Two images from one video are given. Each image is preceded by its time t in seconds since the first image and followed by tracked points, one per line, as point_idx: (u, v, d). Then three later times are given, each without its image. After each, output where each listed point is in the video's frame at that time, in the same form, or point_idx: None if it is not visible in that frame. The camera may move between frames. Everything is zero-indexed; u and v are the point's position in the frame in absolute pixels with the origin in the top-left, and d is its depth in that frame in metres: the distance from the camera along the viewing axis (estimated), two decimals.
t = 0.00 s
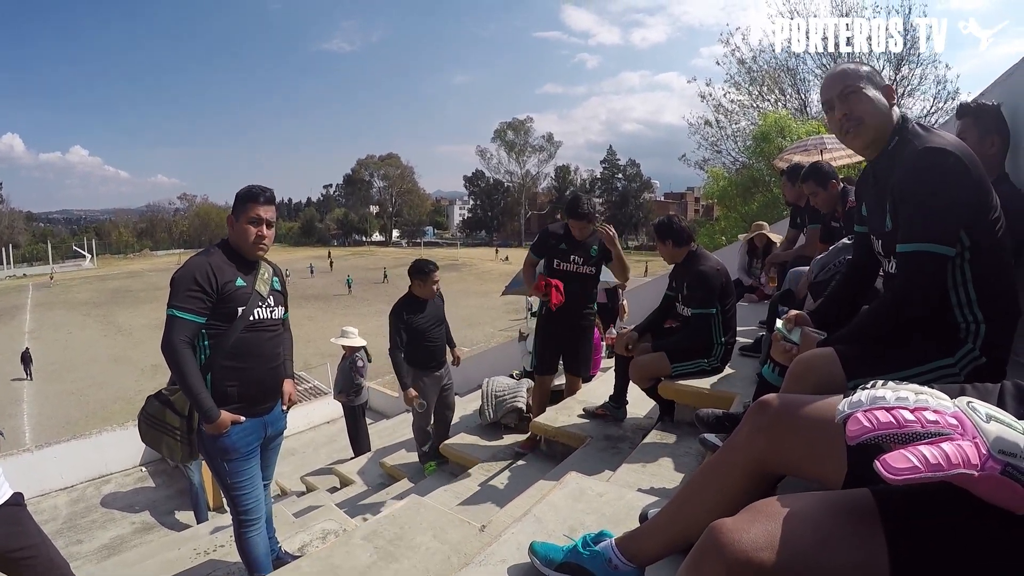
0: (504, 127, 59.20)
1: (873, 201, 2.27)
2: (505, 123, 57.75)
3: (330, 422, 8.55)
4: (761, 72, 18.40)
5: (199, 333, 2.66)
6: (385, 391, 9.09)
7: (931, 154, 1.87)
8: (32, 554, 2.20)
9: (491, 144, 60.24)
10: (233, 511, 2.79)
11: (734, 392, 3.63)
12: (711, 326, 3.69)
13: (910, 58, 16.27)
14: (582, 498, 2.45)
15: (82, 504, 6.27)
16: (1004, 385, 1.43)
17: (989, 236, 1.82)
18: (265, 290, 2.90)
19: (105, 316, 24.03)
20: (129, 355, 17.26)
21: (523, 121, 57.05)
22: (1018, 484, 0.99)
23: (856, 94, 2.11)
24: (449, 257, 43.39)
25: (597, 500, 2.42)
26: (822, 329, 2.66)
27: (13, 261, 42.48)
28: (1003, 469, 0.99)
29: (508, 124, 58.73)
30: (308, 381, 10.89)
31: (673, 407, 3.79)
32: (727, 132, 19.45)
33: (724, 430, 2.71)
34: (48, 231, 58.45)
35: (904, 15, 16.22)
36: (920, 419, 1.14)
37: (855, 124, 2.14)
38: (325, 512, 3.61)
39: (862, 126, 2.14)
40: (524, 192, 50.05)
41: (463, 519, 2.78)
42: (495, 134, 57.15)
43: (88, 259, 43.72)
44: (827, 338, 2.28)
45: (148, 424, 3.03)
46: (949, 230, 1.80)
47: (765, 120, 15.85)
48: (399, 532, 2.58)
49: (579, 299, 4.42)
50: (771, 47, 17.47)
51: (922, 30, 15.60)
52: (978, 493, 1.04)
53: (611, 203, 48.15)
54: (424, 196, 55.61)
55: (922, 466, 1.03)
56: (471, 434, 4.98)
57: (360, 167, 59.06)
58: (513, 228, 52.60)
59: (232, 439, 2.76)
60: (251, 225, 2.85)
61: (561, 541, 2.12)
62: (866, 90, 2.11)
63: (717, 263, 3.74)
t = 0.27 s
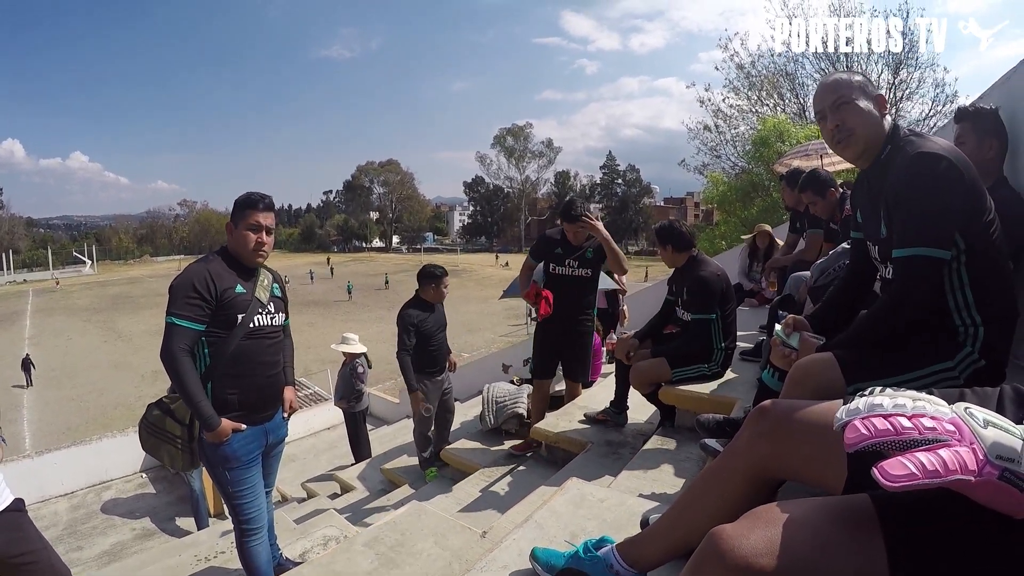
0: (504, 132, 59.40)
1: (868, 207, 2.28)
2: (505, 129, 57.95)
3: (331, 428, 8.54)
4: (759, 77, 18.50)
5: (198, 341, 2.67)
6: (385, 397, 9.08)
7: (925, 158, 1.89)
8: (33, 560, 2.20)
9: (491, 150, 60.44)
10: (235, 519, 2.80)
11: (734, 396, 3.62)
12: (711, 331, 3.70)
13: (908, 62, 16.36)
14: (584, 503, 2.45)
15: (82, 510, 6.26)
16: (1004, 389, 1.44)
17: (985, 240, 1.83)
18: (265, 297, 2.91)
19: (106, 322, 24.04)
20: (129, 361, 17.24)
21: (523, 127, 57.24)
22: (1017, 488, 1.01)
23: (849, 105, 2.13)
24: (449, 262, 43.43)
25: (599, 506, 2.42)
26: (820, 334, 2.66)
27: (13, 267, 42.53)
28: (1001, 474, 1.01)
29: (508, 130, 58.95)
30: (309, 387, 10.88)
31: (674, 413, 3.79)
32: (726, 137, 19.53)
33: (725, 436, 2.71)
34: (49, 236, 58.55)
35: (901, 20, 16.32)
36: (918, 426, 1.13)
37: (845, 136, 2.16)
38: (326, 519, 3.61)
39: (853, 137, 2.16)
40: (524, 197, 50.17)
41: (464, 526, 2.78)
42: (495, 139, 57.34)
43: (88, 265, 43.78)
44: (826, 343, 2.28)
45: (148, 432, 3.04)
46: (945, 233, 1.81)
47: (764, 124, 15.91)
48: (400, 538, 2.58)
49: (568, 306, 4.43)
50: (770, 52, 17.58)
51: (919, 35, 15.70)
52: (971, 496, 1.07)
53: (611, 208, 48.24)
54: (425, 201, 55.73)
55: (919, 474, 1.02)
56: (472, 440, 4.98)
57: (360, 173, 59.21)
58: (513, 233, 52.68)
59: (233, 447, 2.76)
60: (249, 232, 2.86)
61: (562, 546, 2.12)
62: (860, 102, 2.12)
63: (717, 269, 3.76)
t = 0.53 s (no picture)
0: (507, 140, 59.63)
1: (872, 213, 2.29)
2: (508, 136, 58.19)
3: (337, 438, 8.55)
4: (762, 81, 18.52)
5: (209, 355, 2.68)
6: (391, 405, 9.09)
7: (927, 163, 1.90)
8: (42, 568, 2.23)
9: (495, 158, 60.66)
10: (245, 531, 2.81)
11: (740, 403, 3.60)
12: (716, 337, 3.70)
13: (910, 63, 16.34)
14: (591, 512, 2.45)
15: (89, 519, 6.28)
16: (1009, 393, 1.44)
17: (989, 244, 1.83)
18: (272, 307, 2.94)
19: (112, 332, 24.17)
20: (136, 370, 17.32)
21: (526, 134, 57.46)
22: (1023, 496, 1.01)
23: (848, 114, 2.14)
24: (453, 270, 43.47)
25: (606, 514, 2.42)
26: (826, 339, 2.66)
27: (20, 278, 42.89)
28: (1005, 482, 1.01)
29: (511, 137, 59.18)
30: (314, 396, 10.89)
31: (681, 420, 3.78)
32: (729, 142, 19.53)
33: (732, 442, 2.71)
34: (57, 247, 59.06)
35: (903, 23, 16.33)
36: (923, 436, 1.14)
37: (843, 143, 2.18)
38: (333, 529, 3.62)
39: (851, 145, 2.17)
40: (528, 204, 50.26)
41: (472, 534, 2.78)
42: (498, 147, 57.57)
43: (94, 275, 44.08)
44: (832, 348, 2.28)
45: (156, 447, 3.00)
46: (949, 239, 1.81)
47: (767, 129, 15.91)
48: (408, 548, 2.59)
49: (565, 313, 4.43)
50: (771, 56, 17.61)
51: (921, 37, 15.69)
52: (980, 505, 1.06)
53: (614, 214, 48.23)
54: (429, 210, 55.92)
55: (924, 483, 1.03)
56: (478, 448, 4.97)
57: (365, 182, 59.51)
58: (517, 241, 52.72)
59: (248, 460, 2.78)
60: (254, 243, 2.90)
61: (570, 555, 2.12)
62: (859, 110, 2.13)
63: (723, 275, 3.75)
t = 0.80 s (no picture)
0: (511, 144, 59.77)
1: (879, 219, 2.29)
2: (511, 141, 58.34)
3: (338, 441, 8.55)
4: (765, 88, 18.56)
5: (215, 360, 2.69)
6: (393, 409, 9.09)
7: (936, 174, 1.90)
8: (43, 568, 2.23)
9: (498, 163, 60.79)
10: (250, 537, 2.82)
11: (743, 410, 3.61)
12: (718, 343, 3.69)
13: (914, 70, 16.36)
14: (593, 518, 2.45)
15: (89, 520, 6.28)
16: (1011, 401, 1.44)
17: (994, 255, 1.84)
18: (274, 310, 2.97)
19: (114, 333, 24.21)
20: (138, 372, 17.35)
21: (529, 139, 57.58)
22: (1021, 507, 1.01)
23: (859, 122, 2.14)
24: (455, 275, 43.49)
25: (607, 520, 2.42)
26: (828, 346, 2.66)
27: (24, 279, 43.09)
28: (1003, 494, 1.01)
29: (514, 142, 59.32)
30: (316, 400, 10.90)
31: (682, 426, 3.79)
32: (732, 148, 19.55)
33: (734, 449, 2.71)
34: (60, 249, 59.26)
35: (907, 30, 16.36)
36: (921, 449, 1.14)
37: (852, 150, 2.19)
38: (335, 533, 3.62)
39: (860, 153, 2.19)
40: (530, 209, 50.33)
41: (473, 540, 2.78)
42: (501, 152, 57.72)
43: (97, 277, 44.20)
44: (835, 355, 2.28)
45: (161, 458, 3.00)
46: (957, 249, 1.81)
47: (770, 135, 15.93)
48: (410, 552, 2.59)
49: (556, 320, 4.36)
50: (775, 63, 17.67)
51: (925, 43, 15.71)
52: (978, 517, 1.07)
53: (617, 220, 48.24)
54: (432, 214, 56.04)
55: (923, 497, 1.05)
56: (480, 453, 4.97)
57: (368, 186, 59.68)
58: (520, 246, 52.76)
59: (256, 466, 2.80)
60: (255, 245, 2.92)
61: (571, 561, 2.13)
62: (871, 118, 2.12)
63: (725, 281, 3.77)
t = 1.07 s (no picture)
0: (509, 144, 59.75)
1: (880, 215, 2.29)
2: (510, 141, 58.32)
3: (340, 443, 8.55)
4: (763, 85, 18.55)
5: (213, 363, 2.70)
6: (394, 411, 9.09)
7: (938, 170, 1.90)
8: (46, 567, 2.23)
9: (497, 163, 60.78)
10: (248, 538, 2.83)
11: (744, 408, 3.62)
12: (719, 342, 3.69)
13: (912, 66, 16.34)
14: (595, 516, 2.45)
15: (92, 524, 6.29)
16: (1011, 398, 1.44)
17: (996, 252, 1.83)
18: (273, 313, 2.97)
19: (115, 337, 24.21)
20: (138, 376, 17.34)
21: (528, 139, 57.56)
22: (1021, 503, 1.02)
23: (859, 115, 2.14)
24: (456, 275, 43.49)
25: (610, 519, 2.42)
26: (829, 343, 2.66)
27: (24, 284, 43.14)
28: (1005, 491, 1.02)
29: (513, 142, 59.31)
30: (317, 402, 10.90)
31: (684, 424, 3.79)
32: (731, 146, 19.53)
33: (736, 447, 2.71)
34: (60, 253, 59.26)
35: (905, 26, 16.35)
36: (921, 446, 1.13)
37: (852, 145, 2.20)
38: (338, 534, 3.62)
39: (860, 147, 2.19)
40: (530, 209, 50.32)
41: (476, 540, 2.78)
42: (500, 152, 57.73)
43: (98, 281, 44.22)
44: (836, 352, 2.28)
45: (160, 456, 3.01)
46: (958, 246, 1.81)
47: (769, 133, 15.93)
48: (413, 553, 2.59)
49: (541, 321, 4.26)
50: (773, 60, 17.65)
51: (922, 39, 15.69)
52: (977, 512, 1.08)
53: (617, 219, 48.22)
54: (431, 215, 56.04)
55: (924, 495, 1.05)
56: (482, 453, 4.97)
57: (367, 188, 59.67)
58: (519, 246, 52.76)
59: (251, 468, 2.79)
60: (255, 248, 2.91)
61: (574, 560, 2.13)
62: (872, 112, 2.12)
63: (726, 280, 3.77)
